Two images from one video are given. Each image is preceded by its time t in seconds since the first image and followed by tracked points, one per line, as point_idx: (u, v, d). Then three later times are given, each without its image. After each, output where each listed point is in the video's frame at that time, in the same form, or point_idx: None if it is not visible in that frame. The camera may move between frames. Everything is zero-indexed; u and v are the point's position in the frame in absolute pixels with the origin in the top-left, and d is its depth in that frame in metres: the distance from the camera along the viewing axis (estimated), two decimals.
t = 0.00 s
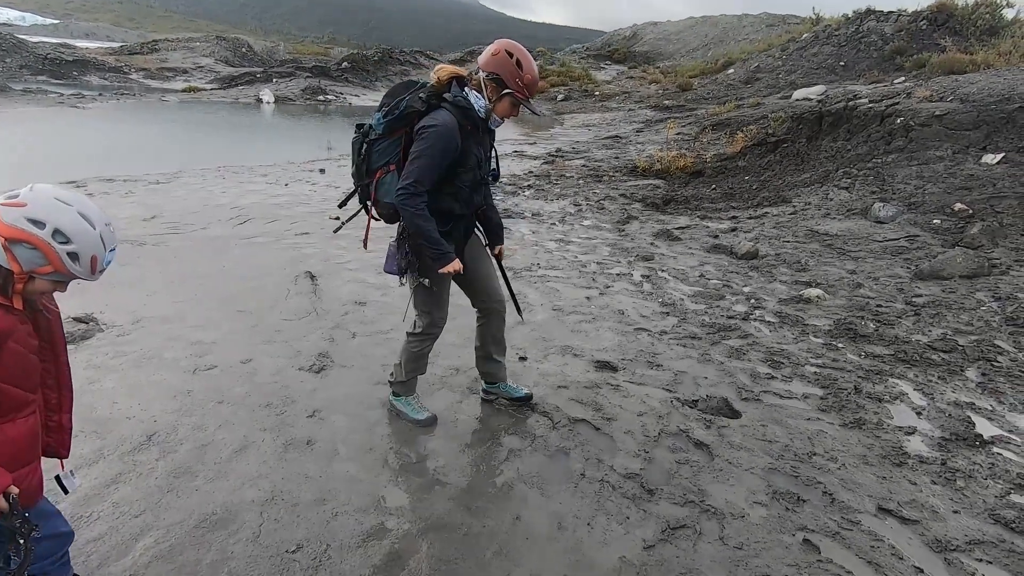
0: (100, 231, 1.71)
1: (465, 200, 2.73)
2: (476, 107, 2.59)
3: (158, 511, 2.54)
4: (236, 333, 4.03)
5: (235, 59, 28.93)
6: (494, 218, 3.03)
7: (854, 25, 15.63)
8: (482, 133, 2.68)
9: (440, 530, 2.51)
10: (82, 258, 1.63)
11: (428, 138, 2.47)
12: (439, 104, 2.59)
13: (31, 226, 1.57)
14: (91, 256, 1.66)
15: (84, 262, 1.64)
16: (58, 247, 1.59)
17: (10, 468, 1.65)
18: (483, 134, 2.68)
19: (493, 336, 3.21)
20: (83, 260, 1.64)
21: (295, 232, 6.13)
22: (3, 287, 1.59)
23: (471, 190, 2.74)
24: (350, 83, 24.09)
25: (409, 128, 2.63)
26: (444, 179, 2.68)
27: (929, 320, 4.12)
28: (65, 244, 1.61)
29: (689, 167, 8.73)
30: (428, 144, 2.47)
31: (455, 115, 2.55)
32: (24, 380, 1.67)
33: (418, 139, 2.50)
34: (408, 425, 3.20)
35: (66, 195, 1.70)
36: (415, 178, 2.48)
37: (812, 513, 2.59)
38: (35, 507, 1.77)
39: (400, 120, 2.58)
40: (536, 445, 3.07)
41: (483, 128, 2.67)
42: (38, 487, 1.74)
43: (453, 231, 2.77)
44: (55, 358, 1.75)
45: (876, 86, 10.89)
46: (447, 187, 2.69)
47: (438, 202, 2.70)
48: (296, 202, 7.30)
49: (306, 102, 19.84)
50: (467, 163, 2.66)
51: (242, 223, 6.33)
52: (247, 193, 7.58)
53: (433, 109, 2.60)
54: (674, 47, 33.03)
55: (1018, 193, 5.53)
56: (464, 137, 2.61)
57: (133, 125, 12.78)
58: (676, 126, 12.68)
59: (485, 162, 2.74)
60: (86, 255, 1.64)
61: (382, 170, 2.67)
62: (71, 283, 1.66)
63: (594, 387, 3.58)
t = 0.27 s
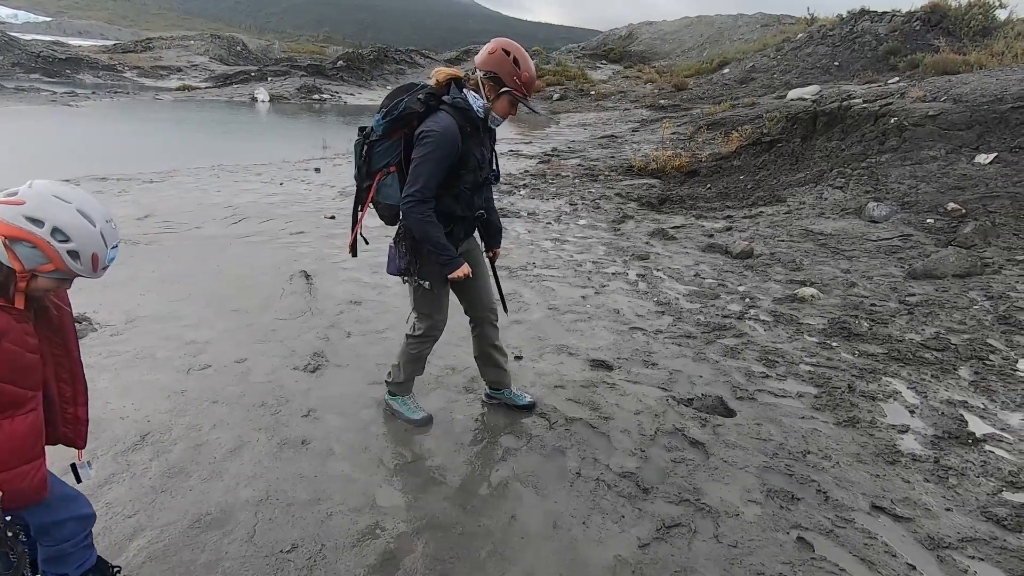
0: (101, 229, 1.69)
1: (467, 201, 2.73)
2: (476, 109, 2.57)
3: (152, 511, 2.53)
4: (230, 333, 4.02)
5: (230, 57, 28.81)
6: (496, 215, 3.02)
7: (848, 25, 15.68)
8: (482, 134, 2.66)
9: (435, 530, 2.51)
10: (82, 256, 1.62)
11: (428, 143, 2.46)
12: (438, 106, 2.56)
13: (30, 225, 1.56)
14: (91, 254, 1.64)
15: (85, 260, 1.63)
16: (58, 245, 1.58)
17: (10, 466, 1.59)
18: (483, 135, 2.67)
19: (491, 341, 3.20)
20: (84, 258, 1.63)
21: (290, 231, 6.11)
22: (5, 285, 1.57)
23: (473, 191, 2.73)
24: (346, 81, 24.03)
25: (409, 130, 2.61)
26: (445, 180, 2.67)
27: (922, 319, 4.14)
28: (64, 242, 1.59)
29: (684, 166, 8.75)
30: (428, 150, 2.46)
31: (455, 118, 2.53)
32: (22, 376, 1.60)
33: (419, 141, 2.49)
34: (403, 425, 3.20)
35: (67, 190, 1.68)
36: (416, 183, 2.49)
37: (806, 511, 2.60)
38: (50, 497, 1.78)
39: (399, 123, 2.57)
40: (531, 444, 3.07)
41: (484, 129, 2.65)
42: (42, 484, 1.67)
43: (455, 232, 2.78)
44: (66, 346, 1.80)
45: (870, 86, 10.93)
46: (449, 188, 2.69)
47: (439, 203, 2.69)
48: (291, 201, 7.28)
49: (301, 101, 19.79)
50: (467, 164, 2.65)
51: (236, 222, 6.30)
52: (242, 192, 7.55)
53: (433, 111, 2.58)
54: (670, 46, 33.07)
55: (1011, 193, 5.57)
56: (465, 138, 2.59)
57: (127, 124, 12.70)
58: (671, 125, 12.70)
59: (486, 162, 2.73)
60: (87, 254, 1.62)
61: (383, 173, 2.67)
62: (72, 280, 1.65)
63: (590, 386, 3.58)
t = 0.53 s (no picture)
0: (123, 226, 1.67)
1: (468, 203, 2.73)
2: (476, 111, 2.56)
3: (150, 511, 2.52)
4: (227, 333, 4.01)
5: (226, 56, 28.73)
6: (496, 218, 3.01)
7: (844, 25, 15.72)
8: (483, 136, 2.66)
9: (433, 529, 2.51)
10: (102, 254, 1.61)
11: (428, 145, 2.46)
12: (439, 108, 2.56)
13: (52, 222, 1.56)
14: (112, 252, 1.62)
15: (105, 257, 1.61)
16: (78, 243, 1.57)
17: (36, 463, 1.64)
18: (484, 137, 2.66)
19: (490, 341, 3.20)
20: (104, 256, 1.61)
21: (286, 231, 6.10)
22: (29, 284, 1.58)
23: (474, 194, 2.73)
24: (342, 80, 23.99)
25: (409, 132, 2.61)
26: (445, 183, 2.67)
27: (918, 318, 4.16)
28: (85, 239, 1.58)
29: (681, 166, 8.76)
30: (428, 151, 2.46)
31: (455, 119, 2.53)
32: (49, 374, 1.64)
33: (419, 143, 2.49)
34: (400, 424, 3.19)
35: (93, 188, 1.67)
36: (416, 184, 2.49)
37: (803, 509, 2.61)
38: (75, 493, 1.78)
39: (400, 125, 2.58)
40: (528, 443, 3.08)
41: (484, 131, 2.65)
42: (70, 481, 1.72)
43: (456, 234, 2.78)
44: (88, 344, 1.80)
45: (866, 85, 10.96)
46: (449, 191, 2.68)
47: (439, 205, 2.69)
48: (287, 200, 7.26)
49: (298, 100, 19.75)
50: (468, 167, 2.65)
51: (233, 222, 6.29)
52: (238, 191, 7.53)
53: (433, 114, 2.58)
54: (667, 45, 33.10)
55: (1006, 192, 5.60)
56: (465, 140, 2.59)
57: (124, 123, 12.63)
58: (667, 125, 12.72)
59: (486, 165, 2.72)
60: (106, 251, 1.61)
61: (384, 175, 2.68)
62: (94, 276, 1.64)
63: (587, 385, 3.59)
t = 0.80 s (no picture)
0: (127, 234, 1.67)
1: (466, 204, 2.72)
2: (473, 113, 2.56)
3: (149, 512, 2.52)
4: (225, 333, 4.00)
5: (224, 56, 28.72)
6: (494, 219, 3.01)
7: (842, 24, 15.73)
8: (480, 138, 2.66)
9: (432, 529, 2.51)
10: (108, 262, 1.61)
11: (426, 147, 2.46)
12: (436, 111, 2.56)
13: (57, 232, 1.56)
14: (117, 259, 1.62)
15: (111, 266, 1.61)
16: (83, 251, 1.57)
17: (55, 470, 1.66)
18: (481, 138, 2.66)
19: (491, 343, 3.20)
20: (110, 264, 1.61)
21: (285, 231, 6.10)
22: (37, 294, 1.58)
23: (471, 196, 2.72)
24: (341, 80, 23.97)
25: (407, 135, 2.61)
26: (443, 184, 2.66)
27: (916, 316, 4.16)
28: (90, 247, 1.58)
29: (679, 165, 8.77)
30: (426, 154, 2.46)
31: (453, 122, 2.53)
32: (61, 383, 1.66)
33: (417, 145, 2.49)
34: (399, 424, 3.19)
35: (94, 196, 1.67)
36: (414, 186, 2.48)
37: (802, 508, 2.61)
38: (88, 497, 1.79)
39: (398, 128, 2.57)
40: (527, 442, 3.08)
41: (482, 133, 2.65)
42: (86, 486, 1.75)
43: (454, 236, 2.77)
44: (90, 354, 1.78)
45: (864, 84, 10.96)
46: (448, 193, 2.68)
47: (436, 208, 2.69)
48: (286, 200, 7.26)
49: (296, 100, 19.73)
50: (465, 168, 2.64)
51: (232, 222, 6.28)
52: (237, 191, 7.52)
53: (430, 116, 2.58)
54: (665, 45, 33.11)
55: (1004, 191, 5.60)
56: (463, 143, 2.58)
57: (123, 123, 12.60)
58: (666, 124, 12.72)
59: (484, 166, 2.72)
60: (112, 259, 1.61)
61: (381, 178, 2.67)
62: (102, 286, 1.65)
63: (586, 385, 3.59)
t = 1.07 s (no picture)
0: (63, 219, 1.57)
1: (456, 200, 2.73)
2: (468, 109, 2.56)
3: (149, 512, 2.52)
4: (225, 333, 4.00)
5: (224, 56, 28.71)
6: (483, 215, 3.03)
7: (842, 23, 15.72)
8: (473, 135, 2.66)
9: (433, 529, 2.51)
10: (47, 249, 1.51)
11: (420, 142, 2.45)
12: (431, 104, 2.56)
13: None
14: (56, 246, 1.53)
15: (51, 252, 1.52)
16: (17, 239, 1.47)
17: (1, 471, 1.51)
18: (475, 135, 2.67)
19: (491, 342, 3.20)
20: (49, 251, 1.52)
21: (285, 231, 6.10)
22: None
23: (462, 191, 2.73)
24: (340, 80, 23.96)
25: (400, 127, 2.60)
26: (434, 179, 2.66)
27: (917, 315, 4.16)
28: (24, 236, 1.48)
29: (679, 164, 8.76)
30: (419, 148, 2.46)
31: (447, 117, 2.53)
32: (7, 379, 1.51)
33: (411, 138, 2.48)
34: (399, 424, 3.19)
35: (26, 179, 1.56)
36: (406, 180, 2.48)
37: (802, 507, 2.61)
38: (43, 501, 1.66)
39: (391, 120, 2.56)
40: (527, 442, 3.08)
41: (475, 129, 2.66)
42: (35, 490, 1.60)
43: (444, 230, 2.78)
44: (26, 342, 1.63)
45: (864, 83, 10.96)
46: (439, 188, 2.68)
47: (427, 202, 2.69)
48: (286, 200, 7.26)
49: (296, 100, 19.72)
50: (458, 164, 2.65)
51: (231, 222, 6.28)
52: (237, 191, 7.52)
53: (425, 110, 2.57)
54: (665, 44, 33.10)
55: (1004, 190, 5.60)
56: (456, 138, 2.59)
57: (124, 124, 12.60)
58: (666, 123, 12.71)
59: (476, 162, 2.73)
60: (51, 246, 1.52)
61: (372, 168, 2.67)
62: (43, 274, 1.55)
63: (586, 384, 3.59)
